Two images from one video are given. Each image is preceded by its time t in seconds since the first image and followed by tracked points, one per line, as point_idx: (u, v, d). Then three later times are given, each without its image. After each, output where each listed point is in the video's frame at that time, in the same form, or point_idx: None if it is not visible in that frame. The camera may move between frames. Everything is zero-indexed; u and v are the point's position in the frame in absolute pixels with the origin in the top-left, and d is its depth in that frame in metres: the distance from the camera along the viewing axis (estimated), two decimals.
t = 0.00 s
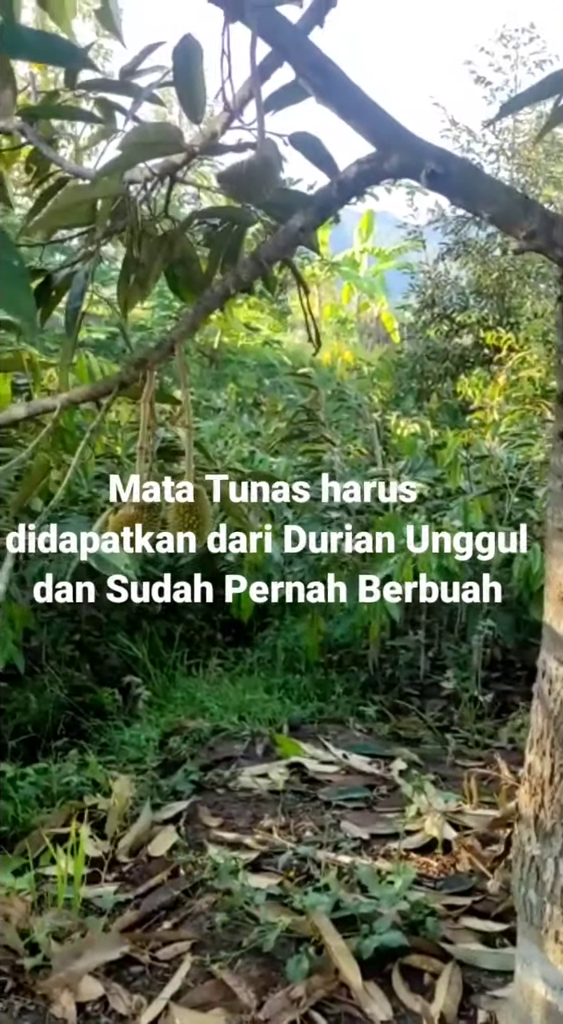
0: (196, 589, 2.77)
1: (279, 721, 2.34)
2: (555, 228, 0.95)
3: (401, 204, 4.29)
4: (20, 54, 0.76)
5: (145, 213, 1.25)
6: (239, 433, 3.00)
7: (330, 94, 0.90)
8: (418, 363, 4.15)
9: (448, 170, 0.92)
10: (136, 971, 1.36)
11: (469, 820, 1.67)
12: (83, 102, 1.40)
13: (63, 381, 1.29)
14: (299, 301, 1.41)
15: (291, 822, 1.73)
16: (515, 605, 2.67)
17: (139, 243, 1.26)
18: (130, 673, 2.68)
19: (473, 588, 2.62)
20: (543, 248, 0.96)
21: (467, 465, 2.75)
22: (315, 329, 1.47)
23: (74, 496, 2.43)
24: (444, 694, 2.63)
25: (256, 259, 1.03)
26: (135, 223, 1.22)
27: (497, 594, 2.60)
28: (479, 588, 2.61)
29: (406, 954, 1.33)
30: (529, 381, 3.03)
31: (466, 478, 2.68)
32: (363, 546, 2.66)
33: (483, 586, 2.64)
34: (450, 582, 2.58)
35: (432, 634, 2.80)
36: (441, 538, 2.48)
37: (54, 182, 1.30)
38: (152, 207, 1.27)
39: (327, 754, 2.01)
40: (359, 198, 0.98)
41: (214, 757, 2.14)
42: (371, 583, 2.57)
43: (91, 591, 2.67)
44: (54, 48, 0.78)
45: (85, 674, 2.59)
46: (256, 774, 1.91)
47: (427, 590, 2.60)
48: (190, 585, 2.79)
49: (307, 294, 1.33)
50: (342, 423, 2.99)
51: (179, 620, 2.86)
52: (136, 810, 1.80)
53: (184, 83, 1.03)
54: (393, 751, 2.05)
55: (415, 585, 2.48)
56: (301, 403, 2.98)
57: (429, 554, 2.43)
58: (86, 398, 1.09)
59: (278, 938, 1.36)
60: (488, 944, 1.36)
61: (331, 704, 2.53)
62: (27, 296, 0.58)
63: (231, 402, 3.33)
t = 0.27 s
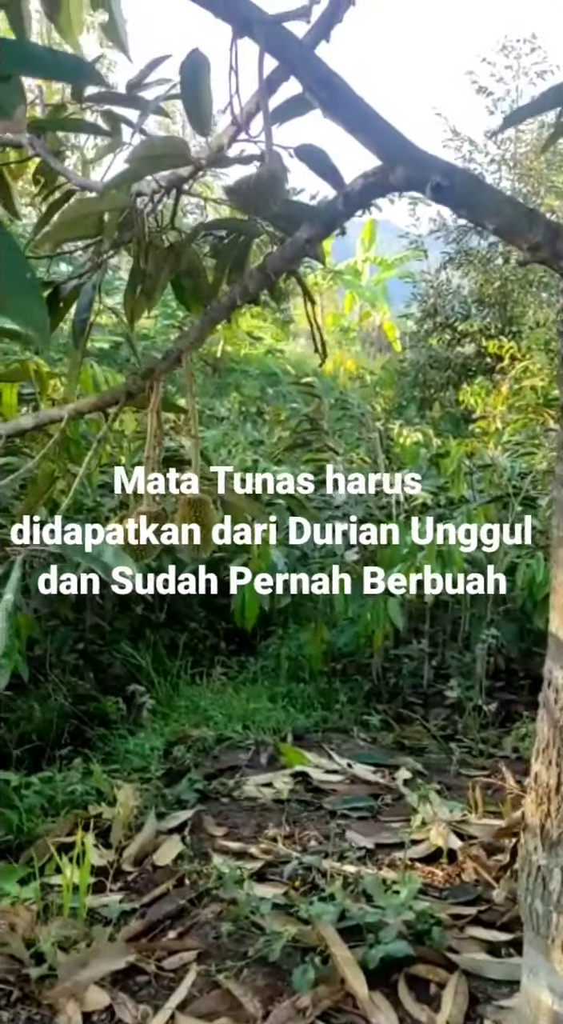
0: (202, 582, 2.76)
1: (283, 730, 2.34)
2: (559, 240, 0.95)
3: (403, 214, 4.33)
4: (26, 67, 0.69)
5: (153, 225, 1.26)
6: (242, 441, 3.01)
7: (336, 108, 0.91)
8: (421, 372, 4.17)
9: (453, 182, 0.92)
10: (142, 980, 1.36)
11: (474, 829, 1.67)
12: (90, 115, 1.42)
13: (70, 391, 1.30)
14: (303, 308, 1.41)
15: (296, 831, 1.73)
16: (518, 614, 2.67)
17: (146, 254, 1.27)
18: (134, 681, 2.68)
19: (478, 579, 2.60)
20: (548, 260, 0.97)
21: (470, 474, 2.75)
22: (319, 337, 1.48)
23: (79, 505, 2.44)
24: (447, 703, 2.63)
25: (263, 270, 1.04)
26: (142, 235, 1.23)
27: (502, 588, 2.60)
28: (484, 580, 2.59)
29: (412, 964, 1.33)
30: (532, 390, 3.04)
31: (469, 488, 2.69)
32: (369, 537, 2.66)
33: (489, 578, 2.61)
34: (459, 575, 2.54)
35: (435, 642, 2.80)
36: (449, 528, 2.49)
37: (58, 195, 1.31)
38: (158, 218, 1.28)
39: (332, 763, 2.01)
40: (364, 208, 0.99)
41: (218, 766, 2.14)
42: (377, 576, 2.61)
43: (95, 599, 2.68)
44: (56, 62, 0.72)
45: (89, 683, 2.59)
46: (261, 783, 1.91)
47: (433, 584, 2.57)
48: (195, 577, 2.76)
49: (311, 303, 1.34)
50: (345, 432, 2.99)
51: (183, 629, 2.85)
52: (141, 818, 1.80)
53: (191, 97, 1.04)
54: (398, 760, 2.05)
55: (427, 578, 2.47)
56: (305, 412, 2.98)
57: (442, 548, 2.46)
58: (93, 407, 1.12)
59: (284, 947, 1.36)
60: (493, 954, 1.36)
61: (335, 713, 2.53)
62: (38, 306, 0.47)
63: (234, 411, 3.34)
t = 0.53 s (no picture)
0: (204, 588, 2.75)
1: (284, 737, 2.34)
2: (559, 250, 0.96)
3: (404, 223, 4.40)
4: (32, 88, 0.62)
5: (154, 234, 1.27)
6: (243, 448, 3.01)
7: (338, 122, 0.92)
8: (421, 378, 4.17)
9: (453, 194, 0.93)
10: (142, 988, 1.36)
11: (475, 837, 1.67)
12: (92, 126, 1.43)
13: (72, 399, 1.31)
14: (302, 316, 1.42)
15: (296, 838, 1.73)
16: (519, 621, 2.68)
17: (147, 263, 1.27)
18: (134, 689, 2.68)
19: (482, 586, 2.60)
20: (546, 270, 0.97)
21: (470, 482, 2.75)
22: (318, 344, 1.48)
23: (79, 512, 2.45)
24: (448, 710, 2.64)
25: (264, 280, 1.05)
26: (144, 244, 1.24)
27: (504, 594, 2.61)
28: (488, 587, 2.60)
29: (412, 972, 1.33)
30: (532, 398, 3.05)
31: (469, 496, 2.70)
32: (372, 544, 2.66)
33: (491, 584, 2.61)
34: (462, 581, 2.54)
35: (436, 649, 2.81)
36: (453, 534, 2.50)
37: (60, 204, 1.32)
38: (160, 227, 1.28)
39: (332, 770, 2.01)
40: (364, 220, 1.00)
41: (219, 773, 2.14)
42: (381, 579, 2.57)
43: (95, 606, 2.68)
44: (61, 80, 0.65)
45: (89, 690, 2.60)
46: (261, 790, 1.92)
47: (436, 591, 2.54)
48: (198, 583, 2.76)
49: (310, 310, 1.35)
50: (345, 439, 3.00)
51: (183, 635, 2.86)
52: (141, 826, 1.80)
53: (192, 108, 1.04)
54: (398, 767, 2.06)
55: (430, 582, 2.47)
56: (305, 419, 2.99)
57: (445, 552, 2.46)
58: (94, 416, 1.13)
59: (284, 955, 1.36)
60: (493, 962, 1.36)
61: (335, 720, 2.53)
62: (44, 320, 0.47)
63: (234, 417, 3.35)
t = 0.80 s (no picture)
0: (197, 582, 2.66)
1: (283, 742, 2.35)
2: (557, 260, 0.97)
3: (403, 228, 4.43)
4: (31, 103, 0.64)
5: (154, 242, 1.27)
6: (242, 453, 3.02)
7: (337, 132, 0.92)
8: (420, 383, 4.18)
9: (450, 204, 0.94)
10: (142, 993, 1.37)
11: (473, 842, 1.68)
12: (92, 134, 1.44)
13: (72, 406, 1.31)
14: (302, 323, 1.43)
15: (295, 843, 1.73)
16: (517, 625, 2.69)
17: (147, 271, 1.28)
18: (134, 694, 2.69)
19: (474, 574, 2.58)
20: (544, 279, 0.98)
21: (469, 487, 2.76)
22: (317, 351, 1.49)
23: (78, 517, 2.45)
24: (446, 715, 2.64)
25: (263, 288, 1.06)
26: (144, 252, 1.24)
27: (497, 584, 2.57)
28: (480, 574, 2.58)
29: (411, 977, 1.33)
30: (530, 403, 3.06)
31: (468, 501, 2.71)
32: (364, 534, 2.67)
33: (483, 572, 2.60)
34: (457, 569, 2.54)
35: (435, 653, 2.82)
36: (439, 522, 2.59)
37: (60, 212, 1.32)
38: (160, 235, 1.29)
39: (331, 775, 2.01)
40: (363, 229, 1.00)
41: (218, 778, 2.15)
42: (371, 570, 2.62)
43: (95, 611, 2.69)
44: (64, 93, 0.65)
45: (88, 695, 2.60)
46: (260, 795, 1.92)
47: (428, 581, 2.52)
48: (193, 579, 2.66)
49: (310, 316, 1.35)
50: (345, 444, 3.01)
51: (183, 640, 2.86)
52: (141, 831, 1.81)
53: (192, 117, 1.05)
54: (397, 772, 2.06)
55: (424, 570, 2.49)
56: (304, 424, 3.00)
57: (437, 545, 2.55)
58: (95, 421, 1.12)
59: (284, 960, 1.36)
60: (492, 967, 1.36)
61: (334, 725, 2.53)
62: (44, 328, 0.47)
63: (234, 423, 3.36)
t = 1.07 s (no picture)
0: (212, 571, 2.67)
1: (281, 745, 2.35)
2: (553, 265, 0.97)
3: (400, 232, 4.44)
4: (29, 106, 0.65)
5: (152, 246, 1.27)
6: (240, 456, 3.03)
7: (334, 136, 0.93)
8: (418, 387, 4.19)
9: (447, 208, 0.94)
10: (139, 997, 1.37)
11: (471, 845, 1.68)
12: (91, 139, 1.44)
13: (69, 410, 1.31)
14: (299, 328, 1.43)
15: (293, 847, 1.73)
16: (515, 629, 2.69)
17: (145, 275, 1.28)
18: (131, 698, 2.69)
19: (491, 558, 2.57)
20: (540, 284, 0.98)
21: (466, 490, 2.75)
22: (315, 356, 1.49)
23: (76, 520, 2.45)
24: (444, 718, 2.65)
25: (261, 292, 1.06)
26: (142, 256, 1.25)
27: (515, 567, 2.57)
28: (498, 559, 2.58)
29: (408, 980, 1.33)
30: (528, 407, 3.07)
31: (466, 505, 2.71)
32: (383, 518, 2.71)
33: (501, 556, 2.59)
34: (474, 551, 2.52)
35: (433, 657, 2.82)
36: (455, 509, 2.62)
37: (59, 215, 1.33)
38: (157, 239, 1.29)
39: (329, 778, 2.01)
40: (360, 233, 1.01)
41: (216, 781, 2.14)
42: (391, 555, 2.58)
43: (93, 614, 2.69)
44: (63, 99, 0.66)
45: (86, 699, 2.60)
46: (258, 799, 1.92)
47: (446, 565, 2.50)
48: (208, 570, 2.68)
49: (307, 321, 1.36)
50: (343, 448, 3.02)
51: (180, 643, 2.86)
52: (138, 835, 1.81)
53: (189, 122, 1.06)
54: (395, 775, 2.06)
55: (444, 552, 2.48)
56: (302, 428, 3.00)
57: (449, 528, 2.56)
58: (92, 426, 1.13)
59: (281, 963, 1.36)
60: (489, 970, 1.36)
61: (332, 729, 2.53)
62: (44, 334, 0.48)
63: (232, 427, 3.36)
